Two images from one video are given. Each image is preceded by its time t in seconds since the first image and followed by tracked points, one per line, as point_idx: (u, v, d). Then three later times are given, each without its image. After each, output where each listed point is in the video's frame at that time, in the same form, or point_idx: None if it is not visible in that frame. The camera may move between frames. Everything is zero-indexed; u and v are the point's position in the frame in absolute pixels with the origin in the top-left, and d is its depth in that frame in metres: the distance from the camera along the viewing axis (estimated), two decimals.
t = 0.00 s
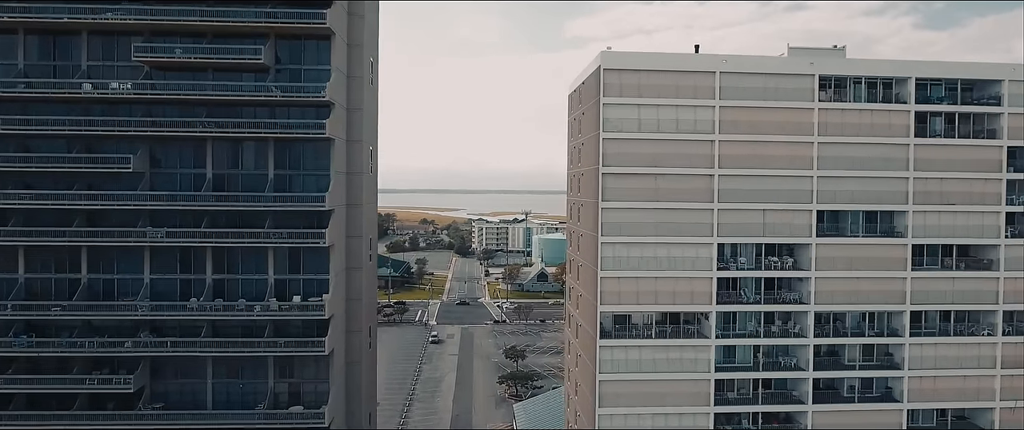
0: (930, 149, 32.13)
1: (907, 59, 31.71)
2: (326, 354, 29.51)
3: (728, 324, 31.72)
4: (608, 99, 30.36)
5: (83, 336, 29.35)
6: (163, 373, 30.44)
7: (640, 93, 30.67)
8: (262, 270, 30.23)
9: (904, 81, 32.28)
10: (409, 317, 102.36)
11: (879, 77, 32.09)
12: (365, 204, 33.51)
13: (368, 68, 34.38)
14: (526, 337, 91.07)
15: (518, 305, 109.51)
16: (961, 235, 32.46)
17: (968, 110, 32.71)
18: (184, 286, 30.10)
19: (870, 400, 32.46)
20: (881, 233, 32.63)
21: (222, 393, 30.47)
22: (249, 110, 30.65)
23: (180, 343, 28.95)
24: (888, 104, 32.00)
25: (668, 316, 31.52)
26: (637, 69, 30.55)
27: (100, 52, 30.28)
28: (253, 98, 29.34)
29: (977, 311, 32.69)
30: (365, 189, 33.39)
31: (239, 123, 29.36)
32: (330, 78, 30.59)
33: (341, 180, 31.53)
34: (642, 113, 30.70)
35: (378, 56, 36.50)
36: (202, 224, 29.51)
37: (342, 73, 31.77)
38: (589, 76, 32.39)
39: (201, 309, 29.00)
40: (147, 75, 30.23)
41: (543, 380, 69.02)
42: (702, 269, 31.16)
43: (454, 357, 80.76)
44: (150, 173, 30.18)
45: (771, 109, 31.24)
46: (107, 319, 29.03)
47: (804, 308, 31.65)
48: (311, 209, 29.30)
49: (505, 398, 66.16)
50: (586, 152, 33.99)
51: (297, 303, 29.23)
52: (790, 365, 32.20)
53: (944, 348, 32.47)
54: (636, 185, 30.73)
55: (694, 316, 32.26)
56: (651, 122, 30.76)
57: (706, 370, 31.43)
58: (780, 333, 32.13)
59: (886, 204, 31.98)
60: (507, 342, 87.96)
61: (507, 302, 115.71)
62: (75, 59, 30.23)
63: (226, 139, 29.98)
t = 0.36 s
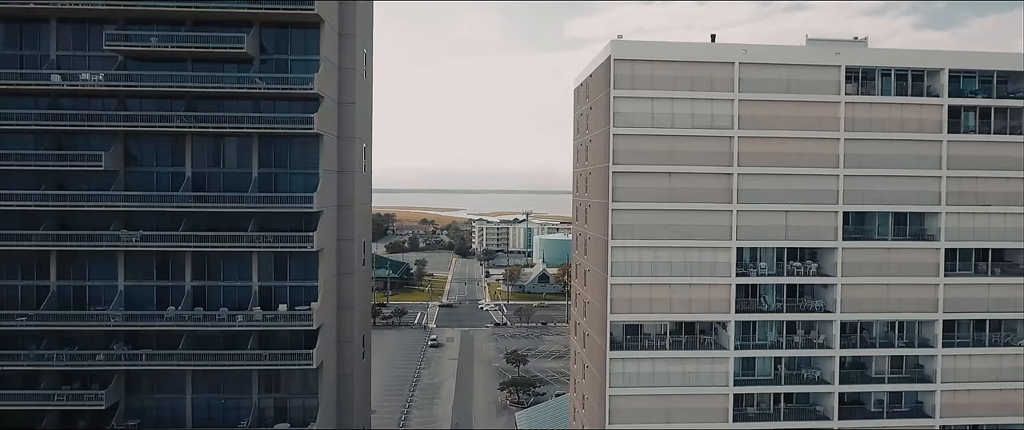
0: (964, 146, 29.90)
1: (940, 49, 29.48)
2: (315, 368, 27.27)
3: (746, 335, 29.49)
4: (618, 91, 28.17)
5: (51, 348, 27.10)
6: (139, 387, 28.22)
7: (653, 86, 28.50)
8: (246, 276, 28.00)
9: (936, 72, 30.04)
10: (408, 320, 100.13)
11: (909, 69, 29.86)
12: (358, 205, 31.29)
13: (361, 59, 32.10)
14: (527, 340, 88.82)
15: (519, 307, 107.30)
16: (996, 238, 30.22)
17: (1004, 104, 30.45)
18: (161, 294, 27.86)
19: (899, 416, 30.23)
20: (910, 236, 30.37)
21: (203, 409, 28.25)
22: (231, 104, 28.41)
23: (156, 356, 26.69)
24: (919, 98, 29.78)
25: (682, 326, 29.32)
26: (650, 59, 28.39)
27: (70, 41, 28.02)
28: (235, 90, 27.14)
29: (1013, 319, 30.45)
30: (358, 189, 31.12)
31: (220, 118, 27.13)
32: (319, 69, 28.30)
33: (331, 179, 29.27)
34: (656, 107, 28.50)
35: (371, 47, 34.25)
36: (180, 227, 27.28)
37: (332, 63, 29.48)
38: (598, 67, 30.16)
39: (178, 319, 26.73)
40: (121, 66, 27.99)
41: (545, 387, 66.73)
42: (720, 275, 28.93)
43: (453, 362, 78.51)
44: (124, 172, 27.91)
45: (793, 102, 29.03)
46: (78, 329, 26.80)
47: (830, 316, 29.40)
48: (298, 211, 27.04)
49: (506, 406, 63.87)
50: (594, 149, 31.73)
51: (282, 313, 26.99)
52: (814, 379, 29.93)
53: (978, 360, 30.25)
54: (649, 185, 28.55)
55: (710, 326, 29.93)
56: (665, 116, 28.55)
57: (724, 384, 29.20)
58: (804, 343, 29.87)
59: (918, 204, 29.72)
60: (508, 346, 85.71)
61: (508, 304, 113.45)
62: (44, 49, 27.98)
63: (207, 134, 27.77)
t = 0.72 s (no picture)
0: (1008, 143, 27.46)
1: (984, 36, 27.00)
2: (300, 385, 24.83)
3: (772, 348, 27.01)
4: (633, 81, 25.74)
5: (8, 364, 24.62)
6: (108, 406, 25.76)
7: (671, 76, 26.07)
8: (224, 285, 25.54)
9: (978, 63, 27.61)
10: (406, 323, 97.65)
11: (949, 59, 27.44)
12: (348, 206, 28.85)
13: (353, 49, 29.66)
14: (528, 345, 86.35)
15: (520, 310, 104.84)
16: None
17: None
18: (131, 304, 25.39)
19: None
20: (948, 241, 27.95)
21: None
22: (209, 95, 25.93)
23: (124, 372, 24.22)
24: (960, 90, 27.33)
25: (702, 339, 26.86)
26: (667, 47, 25.97)
27: (32, 27, 25.57)
28: (212, 80, 24.68)
29: None
30: (348, 189, 28.65)
31: (196, 111, 24.69)
32: (306, 57, 25.86)
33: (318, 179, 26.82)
34: (673, 99, 26.07)
35: (364, 37, 31.82)
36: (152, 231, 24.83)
37: (321, 52, 27.03)
38: (611, 56, 27.72)
39: (149, 332, 24.29)
40: (88, 53, 25.52)
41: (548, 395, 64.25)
42: (743, 284, 26.45)
43: (452, 367, 76.04)
44: (91, 170, 25.45)
45: (824, 94, 26.59)
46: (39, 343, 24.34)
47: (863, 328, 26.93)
48: (281, 213, 24.59)
49: (507, 414, 61.39)
50: (604, 145, 29.27)
51: (264, 325, 24.53)
52: (845, 395, 27.46)
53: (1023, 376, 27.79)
54: (665, 184, 26.12)
55: (732, 338, 27.44)
56: (683, 109, 26.12)
57: (747, 402, 26.72)
58: (833, 358, 27.40)
59: (958, 206, 27.26)
60: (509, 351, 83.24)
61: (508, 307, 110.97)
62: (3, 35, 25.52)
63: (182, 129, 25.34)
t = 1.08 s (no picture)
0: None
1: None
2: (281, 407, 22.33)
3: (802, 365, 24.54)
4: (649, 70, 23.28)
5: None
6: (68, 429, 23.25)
7: (691, 64, 23.61)
8: (197, 296, 23.07)
9: None
10: (404, 327, 95.12)
11: (996, 46, 24.98)
12: (336, 207, 26.36)
13: (341, 36, 27.16)
14: (530, 349, 83.81)
15: (520, 313, 102.33)
16: None
17: None
18: (94, 317, 22.92)
19: None
20: (994, 246, 25.44)
21: None
22: (180, 86, 23.44)
23: (83, 394, 21.69)
24: (1009, 80, 24.86)
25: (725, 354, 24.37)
26: (688, 33, 23.52)
27: None
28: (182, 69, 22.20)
29: None
30: (335, 190, 26.13)
31: (164, 102, 22.20)
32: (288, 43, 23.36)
33: (302, 178, 24.31)
34: (694, 90, 23.60)
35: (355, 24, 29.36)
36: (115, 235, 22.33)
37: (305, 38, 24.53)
38: (625, 43, 25.25)
39: (111, 349, 21.79)
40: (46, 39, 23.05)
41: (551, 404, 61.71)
42: (771, 294, 23.96)
43: (451, 373, 73.52)
44: (49, 168, 22.95)
45: (859, 85, 24.15)
46: None
47: (902, 342, 24.45)
48: (259, 216, 22.09)
49: (509, 424, 58.89)
50: (616, 142, 26.78)
51: (240, 340, 22.03)
52: (882, 416, 24.99)
53: None
54: (685, 183, 23.63)
55: (758, 354, 24.96)
56: (704, 101, 23.64)
57: (775, 424, 24.23)
58: (869, 374, 24.90)
59: (1006, 208, 24.77)
60: (510, 356, 80.73)
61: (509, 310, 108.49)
62: None
63: (149, 123, 22.85)
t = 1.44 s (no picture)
0: None
1: None
2: None
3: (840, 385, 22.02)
4: (671, 55, 20.80)
5: None
6: None
7: (717, 48, 21.12)
8: (164, 309, 20.59)
9: None
10: (403, 330, 92.65)
11: None
12: (323, 209, 23.85)
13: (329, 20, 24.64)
14: (532, 354, 81.26)
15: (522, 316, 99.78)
16: None
17: None
18: (48, 332, 20.45)
19: None
20: None
21: None
22: (145, 73, 20.96)
23: (33, 420, 19.23)
24: None
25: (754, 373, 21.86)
26: (713, 14, 21.03)
27: None
28: (146, 53, 19.73)
29: None
30: (321, 190, 23.61)
31: (125, 91, 19.73)
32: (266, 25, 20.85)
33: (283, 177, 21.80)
34: (720, 78, 21.11)
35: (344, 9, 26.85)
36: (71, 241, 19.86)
37: (287, 21, 22.03)
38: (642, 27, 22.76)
39: (64, 369, 19.31)
40: None
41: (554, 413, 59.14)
42: (806, 306, 21.45)
43: (451, 379, 71.01)
44: None
45: (904, 73, 21.64)
46: None
47: (952, 360, 21.94)
48: (232, 219, 19.59)
49: None
50: (631, 136, 24.28)
51: (210, 360, 19.54)
52: None
53: None
54: (710, 181, 21.13)
55: (790, 372, 22.45)
56: (732, 90, 21.16)
57: None
58: (914, 395, 22.38)
59: None
60: (511, 361, 78.18)
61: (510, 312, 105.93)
62: None
63: (110, 115, 20.38)
